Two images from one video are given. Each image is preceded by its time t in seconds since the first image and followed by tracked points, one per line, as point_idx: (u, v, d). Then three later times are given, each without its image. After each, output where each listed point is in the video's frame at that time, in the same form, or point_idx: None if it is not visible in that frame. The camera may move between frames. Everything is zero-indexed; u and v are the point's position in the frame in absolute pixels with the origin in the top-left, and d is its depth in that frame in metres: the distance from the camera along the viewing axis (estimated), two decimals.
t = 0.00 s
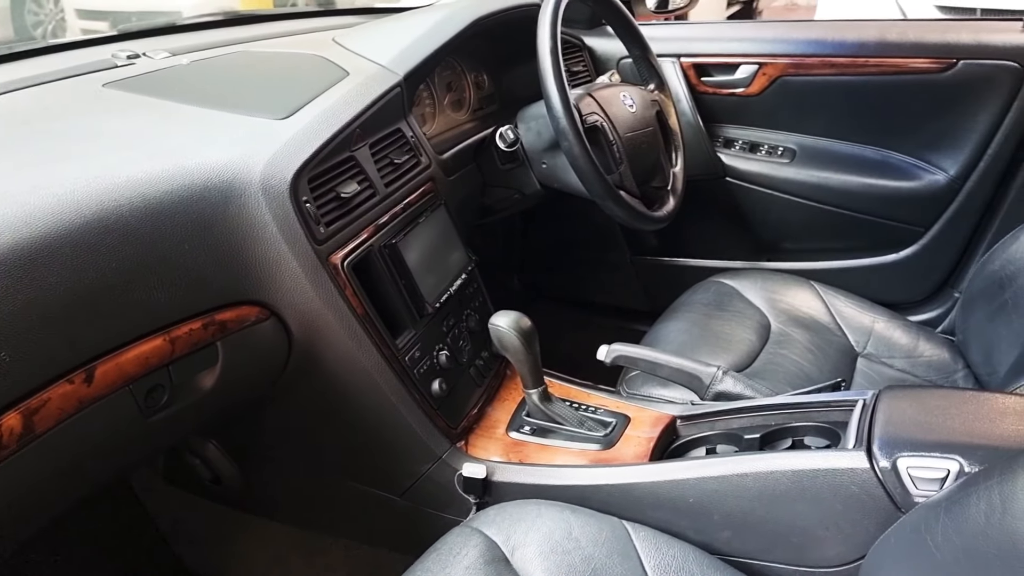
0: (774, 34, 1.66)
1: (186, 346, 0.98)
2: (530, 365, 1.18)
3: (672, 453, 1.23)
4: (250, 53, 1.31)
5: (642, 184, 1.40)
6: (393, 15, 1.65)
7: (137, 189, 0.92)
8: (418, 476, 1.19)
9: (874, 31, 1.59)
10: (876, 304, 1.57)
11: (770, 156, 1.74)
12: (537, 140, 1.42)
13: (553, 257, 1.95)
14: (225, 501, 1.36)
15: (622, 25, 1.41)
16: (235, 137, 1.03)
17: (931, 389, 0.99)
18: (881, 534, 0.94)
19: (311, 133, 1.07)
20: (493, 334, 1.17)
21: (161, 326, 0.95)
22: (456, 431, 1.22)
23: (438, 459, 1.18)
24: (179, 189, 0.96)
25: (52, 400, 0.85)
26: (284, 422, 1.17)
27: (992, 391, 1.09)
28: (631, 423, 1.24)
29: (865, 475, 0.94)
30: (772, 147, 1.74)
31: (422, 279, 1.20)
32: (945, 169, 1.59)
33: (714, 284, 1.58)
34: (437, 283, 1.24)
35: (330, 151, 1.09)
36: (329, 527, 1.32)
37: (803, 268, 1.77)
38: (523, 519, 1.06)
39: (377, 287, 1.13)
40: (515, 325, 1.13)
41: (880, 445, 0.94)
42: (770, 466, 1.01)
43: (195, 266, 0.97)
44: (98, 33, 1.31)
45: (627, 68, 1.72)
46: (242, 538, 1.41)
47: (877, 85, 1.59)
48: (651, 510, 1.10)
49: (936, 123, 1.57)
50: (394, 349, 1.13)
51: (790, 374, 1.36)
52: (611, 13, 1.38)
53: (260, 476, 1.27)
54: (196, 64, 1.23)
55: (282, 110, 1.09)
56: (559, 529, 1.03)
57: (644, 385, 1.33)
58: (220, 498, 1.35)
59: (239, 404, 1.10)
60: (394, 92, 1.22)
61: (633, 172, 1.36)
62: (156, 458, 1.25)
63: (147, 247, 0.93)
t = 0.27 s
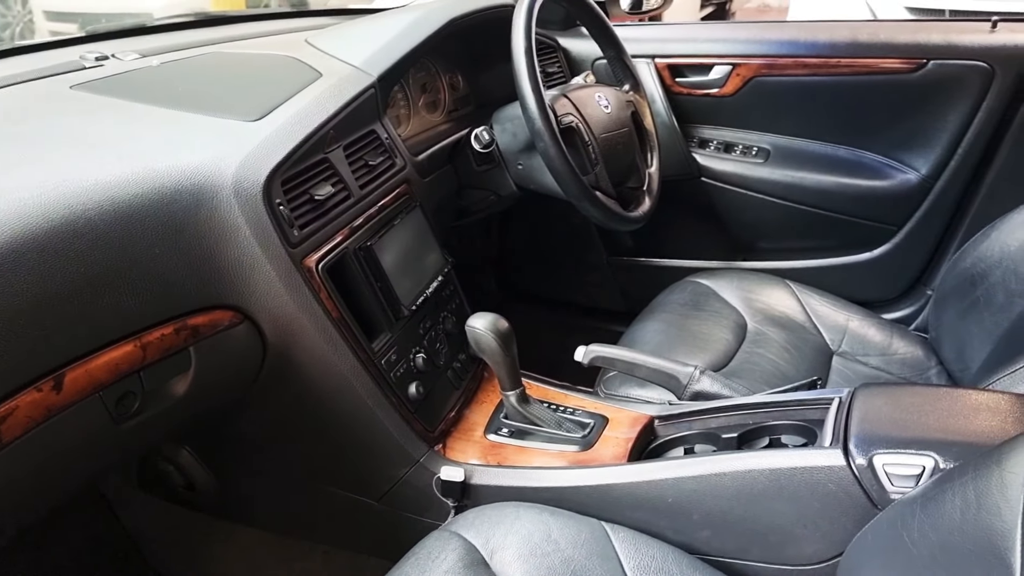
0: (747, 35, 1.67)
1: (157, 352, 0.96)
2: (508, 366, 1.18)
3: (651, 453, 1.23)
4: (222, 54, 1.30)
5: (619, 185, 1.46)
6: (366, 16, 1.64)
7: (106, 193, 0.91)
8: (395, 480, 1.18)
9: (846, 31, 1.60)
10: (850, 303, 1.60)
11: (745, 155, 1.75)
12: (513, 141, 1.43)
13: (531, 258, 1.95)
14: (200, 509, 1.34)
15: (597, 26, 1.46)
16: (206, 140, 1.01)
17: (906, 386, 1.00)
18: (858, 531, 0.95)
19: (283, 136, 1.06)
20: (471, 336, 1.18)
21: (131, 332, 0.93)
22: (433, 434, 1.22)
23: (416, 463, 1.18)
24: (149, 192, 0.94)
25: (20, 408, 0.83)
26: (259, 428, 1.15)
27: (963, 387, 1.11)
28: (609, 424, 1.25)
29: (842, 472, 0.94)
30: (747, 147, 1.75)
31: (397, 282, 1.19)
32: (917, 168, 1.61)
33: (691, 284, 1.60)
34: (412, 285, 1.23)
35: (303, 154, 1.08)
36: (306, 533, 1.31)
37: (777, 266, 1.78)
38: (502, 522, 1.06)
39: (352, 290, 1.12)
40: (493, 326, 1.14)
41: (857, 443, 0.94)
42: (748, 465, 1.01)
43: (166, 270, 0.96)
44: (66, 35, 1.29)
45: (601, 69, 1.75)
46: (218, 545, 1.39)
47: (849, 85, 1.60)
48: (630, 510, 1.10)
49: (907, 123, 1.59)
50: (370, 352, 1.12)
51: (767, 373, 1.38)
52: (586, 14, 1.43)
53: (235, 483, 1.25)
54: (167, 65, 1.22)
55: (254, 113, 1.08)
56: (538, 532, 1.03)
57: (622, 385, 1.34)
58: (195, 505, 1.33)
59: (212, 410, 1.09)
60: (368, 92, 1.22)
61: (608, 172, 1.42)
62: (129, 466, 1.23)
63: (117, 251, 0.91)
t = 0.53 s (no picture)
0: (720, 35, 1.68)
1: (129, 357, 0.95)
2: (485, 367, 1.18)
3: (629, 453, 1.24)
4: (193, 56, 1.29)
5: (595, 185, 1.50)
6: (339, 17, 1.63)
7: (74, 196, 0.89)
8: (373, 483, 1.17)
9: (817, 31, 1.61)
10: (824, 301, 1.62)
11: (719, 155, 1.77)
12: (488, 142, 1.45)
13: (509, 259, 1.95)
14: (175, 515, 1.33)
15: (571, 27, 1.50)
16: (176, 142, 1.00)
17: (880, 383, 1.01)
18: (834, 527, 0.96)
19: (256, 137, 1.05)
20: (447, 337, 1.18)
21: (102, 337, 0.92)
22: (411, 437, 1.21)
23: (393, 466, 1.17)
24: (119, 196, 0.92)
25: None
26: (233, 433, 1.14)
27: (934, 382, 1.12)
28: (588, 424, 1.25)
29: (818, 469, 0.95)
30: (721, 146, 1.76)
31: (372, 284, 1.19)
32: (888, 166, 1.64)
33: (668, 283, 1.61)
34: (388, 288, 1.23)
35: (276, 155, 1.07)
36: (283, 539, 1.30)
37: (753, 265, 1.80)
38: (480, 524, 1.05)
39: (327, 292, 1.12)
40: (470, 328, 1.15)
41: (833, 440, 0.95)
42: (724, 463, 1.02)
43: (137, 274, 0.94)
44: (32, 37, 1.26)
45: (576, 69, 1.77)
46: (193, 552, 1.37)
47: (821, 84, 1.62)
48: (608, 510, 1.10)
49: (878, 122, 1.61)
50: (346, 355, 1.11)
51: (743, 371, 1.39)
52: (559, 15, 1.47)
53: (210, 489, 1.24)
54: (136, 67, 1.20)
55: (225, 114, 1.07)
56: (517, 533, 1.03)
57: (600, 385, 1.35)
58: (170, 512, 1.32)
59: (186, 415, 1.07)
60: (341, 93, 1.23)
61: (583, 171, 1.46)
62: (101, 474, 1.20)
63: (86, 255, 0.89)
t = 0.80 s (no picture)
0: (697, 35, 1.69)
1: (106, 362, 0.94)
2: (466, 369, 1.19)
3: (610, 452, 1.24)
4: (168, 58, 1.28)
5: (574, 184, 1.51)
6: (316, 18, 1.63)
7: (47, 199, 0.88)
8: (354, 485, 1.17)
9: (792, 30, 1.63)
10: (802, 298, 1.63)
11: (697, 154, 1.78)
12: (467, 142, 1.45)
13: (489, 259, 1.96)
14: (155, 521, 1.32)
15: (549, 28, 1.52)
16: (152, 143, 0.99)
17: (857, 379, 1.02)
18: (813, 523, 0.97)
19: (233, 139, 1.04)
20: (427, 338, 1.18)
21: (78, 341, 0.90)
22: (392, 439, 1.21)
23: (375, 468, 1.17)
24: (94, 198, 0.92)
25: None
26: (213, 437, 1.13)
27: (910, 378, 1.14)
28: (569, 424, 1.25)
29: (797, 465, 0.96)
30: (699, 146, 1.78)
31: (352, 285, 1.18)
32: (863, 165, 1.65)
33: (647, 282, 1.63)
34: (368, 289, 1.22)
35: (253, 157, 1.07)
36: (264, 542, 1.29)
37: (731, 263, 1.82)
38: (462, 525, 1.05)
39: (306, 294, 1.11)
40: (449, 329, 1.15)
41: (811, 436, 0.96)
42: (704, 461, 1.02)
43: (113, 277, 0.93)
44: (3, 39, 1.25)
45: (554, 69, 1.79)
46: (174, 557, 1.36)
47: (797, 84, 1.64)
48: (591, 510, 1.10)
49: (854, 121, 1.63)
50: (325, 357, 1.11)
51: (723, 369, 1.40)
52: (537, 15, 1.49)
53: (190, 493, 1.23)
54: (111, 68, 1.19)
55: (201, 116, 1.06)
56: (499, 533, 1.03)
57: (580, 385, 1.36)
58: (149, 517, 1.30)
59: (164, 420, 1.06)
60: (319, 94, 1.23)
61: (562, 170, 1.46)
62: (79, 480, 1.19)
63: (60, 259, 0.88)
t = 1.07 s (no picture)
0: (678, 35, 1.70)
1: (88, 365, 0.93)
2: (450, 368, 1.19)
3: (596, 451, 1.25)
4: (148, 60, 1.27)
5: (557, 185, 1.52)
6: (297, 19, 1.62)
7: (27, 202, 0.87)
8: (340, 487, 1.17)
9: (772, 30, 1.64)
10: (784, 296, 1.65)
11: (679, 154, 1.79)
12: (450, 143, 1.45)
13: (473, 260, 1.96)
14: (139, 525, 1.31)
15: (532, 29, 1.52)
16: (133, 146, 0.98)
17: (838, 375, 1.03)
18: (797, 519, 0.98)
19: (214, 141, 1.04)
20: (411, 339, 1.19)
21: (60, 345, 0.90)
22: (377, 440, 1.20)
23: (360, 470, 1.17)
24: (74, 202, 0.91)
25: None
26: (197, 440, 1.13)
27: (891, 374, 1.15)
28: (554, 423, 1.26)
29: (781, 462, 0.97)
30: (681, 145, 1.79)
31: (335, 287, 1.18)
32: (844, 163, 1.67)
33: (630, 281, 1.64)
34: (352, 290, 1.22)
35: (235, 159, 1.06)
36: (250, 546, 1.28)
37: (714, 262, 1.83)
38: (449, 525, 1.06)
39: (290, 297, 1.11)
40: (434, 329, 1.16)
41: (794, 432, 0.97)
42: (689, 459, 1.03)
43: (94, 280, 0.93)
44: None
45: (536, 70, 1.80)
46: (158, 563, 1.35)
47: (777, 83, 1.65)
48: (577, 509, 1.11)
49: (834, 120, 1.64)
50: (310, 359, 1.11)
51: (706, 367, 1.41)
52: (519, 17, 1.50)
53: (174, 496, 1.22)
54: (90, 71, 1.18)
55: (183, 118, 1.06)
56: (485, 533, 1.03)
57: (565, 384, 1.36)
58: (133, 522, 1.30)
59: (148, 424, 1.05)
60: (301, 96, 1.22)
61: (545, 171, 1.47)
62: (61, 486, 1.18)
63: (40, 263, 0.88)
